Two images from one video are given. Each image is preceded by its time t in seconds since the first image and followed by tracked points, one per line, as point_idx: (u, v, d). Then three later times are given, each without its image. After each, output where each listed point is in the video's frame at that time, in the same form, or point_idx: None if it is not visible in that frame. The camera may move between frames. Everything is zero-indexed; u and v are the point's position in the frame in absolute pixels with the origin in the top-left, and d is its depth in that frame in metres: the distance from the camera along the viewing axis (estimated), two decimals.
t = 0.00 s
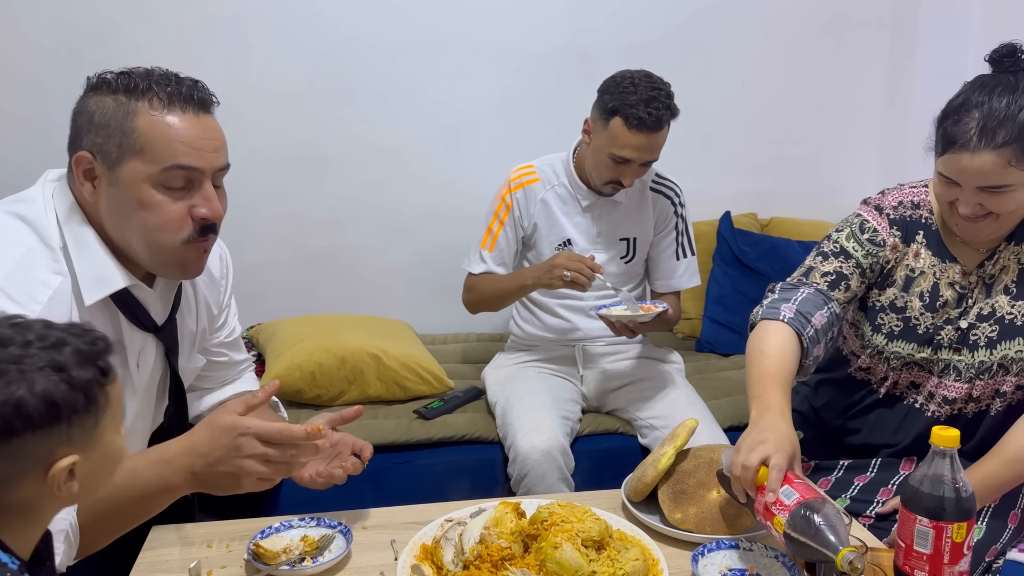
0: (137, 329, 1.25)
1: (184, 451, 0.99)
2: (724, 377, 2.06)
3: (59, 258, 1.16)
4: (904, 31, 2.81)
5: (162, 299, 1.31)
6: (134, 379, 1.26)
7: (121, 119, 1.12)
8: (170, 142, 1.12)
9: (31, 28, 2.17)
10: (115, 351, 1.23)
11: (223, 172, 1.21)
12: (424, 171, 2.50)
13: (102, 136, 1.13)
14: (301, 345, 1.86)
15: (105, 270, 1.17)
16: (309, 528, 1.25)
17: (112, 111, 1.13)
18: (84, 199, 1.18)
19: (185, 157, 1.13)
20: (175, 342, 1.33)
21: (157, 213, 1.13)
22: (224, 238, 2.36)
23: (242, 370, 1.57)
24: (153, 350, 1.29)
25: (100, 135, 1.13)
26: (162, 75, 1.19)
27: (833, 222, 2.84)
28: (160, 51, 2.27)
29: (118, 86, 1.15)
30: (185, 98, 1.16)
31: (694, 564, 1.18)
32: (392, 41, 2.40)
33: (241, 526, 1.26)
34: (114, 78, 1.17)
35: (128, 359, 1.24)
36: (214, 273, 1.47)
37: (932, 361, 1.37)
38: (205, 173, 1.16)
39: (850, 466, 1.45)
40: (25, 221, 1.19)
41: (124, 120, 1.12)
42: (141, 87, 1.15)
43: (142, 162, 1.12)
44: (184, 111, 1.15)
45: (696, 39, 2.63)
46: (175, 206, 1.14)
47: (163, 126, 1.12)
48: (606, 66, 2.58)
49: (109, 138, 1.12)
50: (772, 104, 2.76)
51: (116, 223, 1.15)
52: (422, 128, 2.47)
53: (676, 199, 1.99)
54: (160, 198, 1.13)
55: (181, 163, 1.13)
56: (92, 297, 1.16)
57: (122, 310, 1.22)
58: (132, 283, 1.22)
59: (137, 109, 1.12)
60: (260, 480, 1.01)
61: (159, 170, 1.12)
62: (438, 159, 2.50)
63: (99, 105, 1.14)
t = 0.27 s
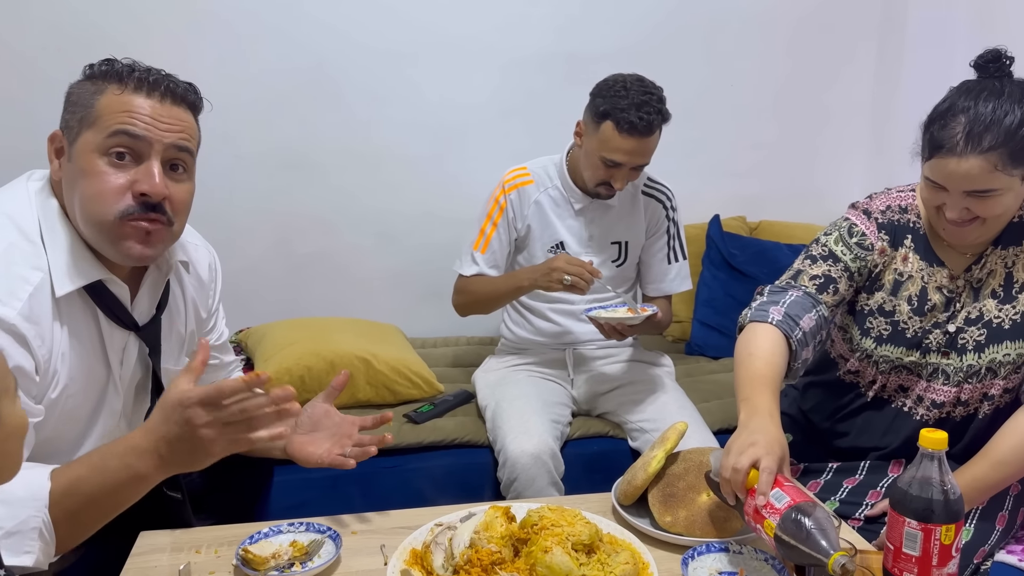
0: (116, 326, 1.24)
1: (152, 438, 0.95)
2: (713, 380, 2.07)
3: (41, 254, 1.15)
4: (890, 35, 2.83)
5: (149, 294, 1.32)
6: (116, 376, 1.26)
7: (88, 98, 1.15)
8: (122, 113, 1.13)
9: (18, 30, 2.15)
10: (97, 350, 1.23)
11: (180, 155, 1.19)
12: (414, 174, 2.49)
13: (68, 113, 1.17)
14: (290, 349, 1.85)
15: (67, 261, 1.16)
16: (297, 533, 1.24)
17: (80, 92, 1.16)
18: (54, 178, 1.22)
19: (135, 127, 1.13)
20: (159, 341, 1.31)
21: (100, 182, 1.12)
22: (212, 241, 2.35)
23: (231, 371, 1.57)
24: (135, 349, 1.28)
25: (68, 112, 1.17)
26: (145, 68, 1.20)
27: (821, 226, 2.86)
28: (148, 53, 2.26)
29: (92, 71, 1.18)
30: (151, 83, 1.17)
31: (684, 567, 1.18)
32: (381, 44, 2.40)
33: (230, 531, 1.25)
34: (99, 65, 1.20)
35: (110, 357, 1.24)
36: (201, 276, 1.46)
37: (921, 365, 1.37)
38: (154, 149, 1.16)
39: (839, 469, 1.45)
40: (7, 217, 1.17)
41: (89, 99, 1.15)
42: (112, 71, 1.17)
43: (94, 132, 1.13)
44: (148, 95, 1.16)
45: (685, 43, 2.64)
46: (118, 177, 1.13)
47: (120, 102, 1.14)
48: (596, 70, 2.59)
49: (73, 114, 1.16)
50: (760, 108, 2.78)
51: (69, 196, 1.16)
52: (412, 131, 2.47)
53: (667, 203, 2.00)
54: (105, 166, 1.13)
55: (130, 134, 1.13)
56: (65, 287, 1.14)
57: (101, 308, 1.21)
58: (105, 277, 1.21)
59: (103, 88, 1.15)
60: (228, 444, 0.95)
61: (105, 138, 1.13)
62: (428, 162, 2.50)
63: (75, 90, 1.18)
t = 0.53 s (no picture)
0: (103, 330, 1.23)
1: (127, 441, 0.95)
2: (701, 385, 2.08)
3: (24, 260, 1.14)
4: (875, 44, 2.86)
5: (134, 297, 1.31)
6: (102, 380, 1.25)
7: (62, 104, 1.13)
8: (104, 119, 1.11)
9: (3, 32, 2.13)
10: (83, 355, 1.22)
11: (162, 153, 1.18)
12: (403, 178, 2.49)
13: (45, 120, 1.14)
14: (279, 355, 1.84)
15: (55, 267, 1.15)
16: (286, 540, 1.24)
17: (55, 98, 1.14)
18: (35, 186, 1.21)
19: (116, 130, 1.12)
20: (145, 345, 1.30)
21: (85, 189, 1.11)
22: (200, 246, 2.34)
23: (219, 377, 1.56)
24: (122, 353, 1.27)
25: (44, 120, 1.14)
26: (117, 68, 1.18)
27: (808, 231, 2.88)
28: (135, 57, 2.24)
29: (63, 75, 1.15)
30: (123, 82, 1.15)
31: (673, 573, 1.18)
32: (370, 49, 2.40)
33: (218, 539, 1.24)
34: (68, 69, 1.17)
35: (96, 362, 1.23)
36: (186, 278, 1.45)
37: (910, 371, 1.38)
38: (137, 151, 1.14)
39: (827, 474, 1.46)
40: None
41: (65, 105, 1.13)
42: (84, 73, 1.15)
43: (74, 139, 1.11)
44: (124, 96, 1.14)
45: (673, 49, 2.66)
46: (104, 183, 1.12)
47: (99, 105, 1.12)
48: (584, 75, 2.60)
49: (49, 121, 1.13)
50: (747, 114, 2.80)
51: (55, 204, 1.14)
52: (401, 135, 2.47)
53: (658, 212, 2.00)
54: (89, 173, 1.11)
55: (112, 138, 1.12)
56: (51, 291, 1.13)
57: (85, 311, 1.20)
58: (92, 281, 1.19)
59: (79, 94, 1.13)
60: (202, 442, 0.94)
61: (86, 145, 1.11)
62: (417, 167, 2.50)
63: (47, 95, 1.15)
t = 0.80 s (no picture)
0: (91, 335, 1.21)
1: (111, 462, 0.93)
2: (692, 389, 2.08)
3: (9, 263, 1.12)
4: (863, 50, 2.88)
5: (122, 301, 1.29)
6: (90, 384, 1.23)
7: (52, 104, 1.12)
8: (94, 120, 1.10)
9: None
10: (71, 359, 1.20)
11: (154, 157, 1.17)
12: (394, 182, 2.49)
13: (34, 121, 1.13)
14: (268, 359, 1.83)
15: (44, 271, 1.13)
16: (276, 546, 1.22)
17: (45, 98, 1.13)
18: (22, 189, 1.19)
19: (107, 132, 1.11)
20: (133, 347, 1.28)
21: (75, 190, 1.09)
22: (188, 250, 2.32)
23: (207, 379, 1.53)
24: (109, 357, 1.25)
25: (33, 121, 1.13)
26: (108, 69, 1.17)
27: (797, 236, 2.90)
28: (123, 60, 2.23)
29: (54, 76, 1.14)
30: (113, 82, 1.14)
31: None
32: (360, 53, 2.39)
33: (206, 545, 1.23)
34: (59, 70, 1.16)
35: (83, 366, 1.21)
36: (174, 281, 1.44)
37: (900, 375, 1.39)
38: (128, 153, 1.13)
39: (818, 477, 1.46)
40: None
41: (55, 106, 1.11)
42: (75, 74, 1.14)
43: (64, 140, 1.10)
44: (116, 97, 1.13)
45: (662, 55, 2.68)
46: (93, 185, 1.10)
47: (90, 106, 1.11)
48: (574, 80, 2.61)
49: (39, 122, 1.12)
50: (736, 120, 2.81)
51: (44, 207, 1.13)
52: (391, 139, 2.47)
53: (649, 217, 2.01)
54: (79, 175, 1.10)
55: (103, 139, 1.10)
56: (38, 295, 1.11)
57: (72, 314, 1.18)
58: (80, 285, 1.18)
59: (69, 93, 1.11)
60: (188, 468, 0.91)
61: (76, 146, 1.09)
62: (407, 171, 2.50)
63: (38, 95, 1.14)
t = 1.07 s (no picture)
0: (77, 339, 1.19)
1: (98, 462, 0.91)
2: (676, 392, 2.09)
3: None
4: (842, 56, 2.92)
5: (108, 306, 1.28)
6: (75, 390, 1.22)
7: (45, 110, 1.11)
8: (90, 131, 1.09)
9: None
10: (56, 364, 1.19)
11: (149, 172, 1.16)
12: (379, 187, 2.49)
13: (27, 128, 1.12)
14: (253, 363, 1.82)
15: (38, 278, 1.13)
16: (260, 550, 1.21)
17: (38, 103, 1.12)
18: (13, 195, 1.18)
19: (104, 147, 1.09)
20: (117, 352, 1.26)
21: (69, 200, 1.08)
22: (171, 254, 2.31)
23: (190, 383, 1.53)
24: (95, 363, 1.23)
25: (27, 128, 1.12)
26: (103, 77, 1.16)
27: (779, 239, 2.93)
28: (105, 63, 2.22)
29: (49, 81, 1.14)
30: (110, 92, 1.14)
31: None
32: (344, 57, 2.40)
33: (189, 550, 1.22)
34: (54, 76, 1.15)
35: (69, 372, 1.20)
36: (159, 285, 1.43)
37: (880, 377, 1.41)
38: (124, 168, 1.12)
39: (800, 479, 1.48)
40: None
41: (48, 113, 1.10)
42: (68, 81, 1.13)
43: (59, 150, 1.08)
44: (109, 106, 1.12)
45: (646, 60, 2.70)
46: (89, 196, 1.09)
47: (86, 115, 1.10)
48: (558, 85, 2.63)
49: (32, 128, 1.11)
50: (718, 125, 2.84)
51: (36, 215, 1.12)
52: (376, 143, 2.47)
53: (634, 221, 2.02)
54: (75, 185, 1.09)
55: (99, 153, 1.09)
56: (25, 302, 1.11)
57: (59, 320, 1.17)
58: (69, 292, 1.17)
59: (63, 100, 1.11)
60: (178, 462, 0.91)
61: (73, 157, 1.08)
62: (392, 175, 2.50)
63: (30, 100, 1.14)
